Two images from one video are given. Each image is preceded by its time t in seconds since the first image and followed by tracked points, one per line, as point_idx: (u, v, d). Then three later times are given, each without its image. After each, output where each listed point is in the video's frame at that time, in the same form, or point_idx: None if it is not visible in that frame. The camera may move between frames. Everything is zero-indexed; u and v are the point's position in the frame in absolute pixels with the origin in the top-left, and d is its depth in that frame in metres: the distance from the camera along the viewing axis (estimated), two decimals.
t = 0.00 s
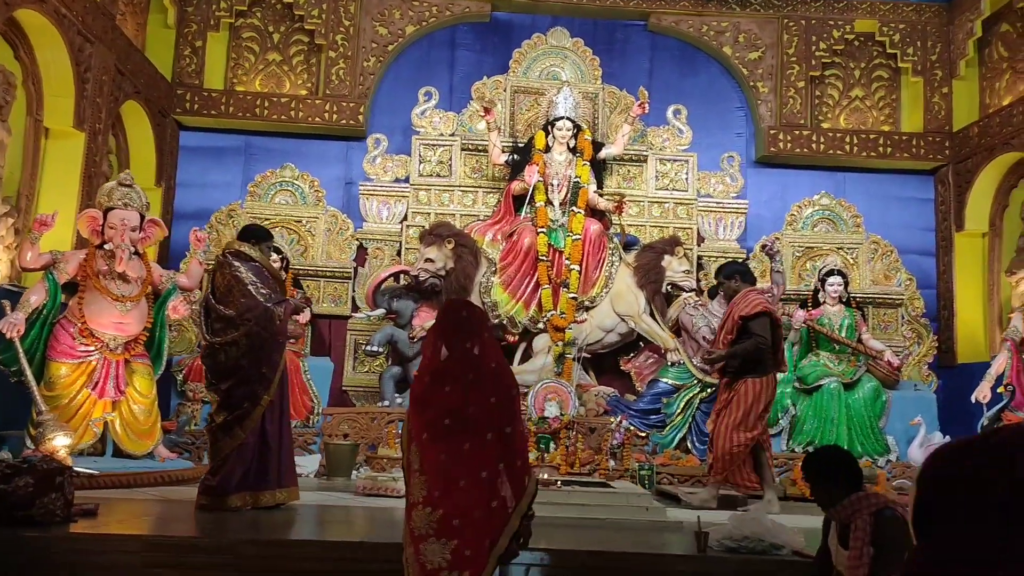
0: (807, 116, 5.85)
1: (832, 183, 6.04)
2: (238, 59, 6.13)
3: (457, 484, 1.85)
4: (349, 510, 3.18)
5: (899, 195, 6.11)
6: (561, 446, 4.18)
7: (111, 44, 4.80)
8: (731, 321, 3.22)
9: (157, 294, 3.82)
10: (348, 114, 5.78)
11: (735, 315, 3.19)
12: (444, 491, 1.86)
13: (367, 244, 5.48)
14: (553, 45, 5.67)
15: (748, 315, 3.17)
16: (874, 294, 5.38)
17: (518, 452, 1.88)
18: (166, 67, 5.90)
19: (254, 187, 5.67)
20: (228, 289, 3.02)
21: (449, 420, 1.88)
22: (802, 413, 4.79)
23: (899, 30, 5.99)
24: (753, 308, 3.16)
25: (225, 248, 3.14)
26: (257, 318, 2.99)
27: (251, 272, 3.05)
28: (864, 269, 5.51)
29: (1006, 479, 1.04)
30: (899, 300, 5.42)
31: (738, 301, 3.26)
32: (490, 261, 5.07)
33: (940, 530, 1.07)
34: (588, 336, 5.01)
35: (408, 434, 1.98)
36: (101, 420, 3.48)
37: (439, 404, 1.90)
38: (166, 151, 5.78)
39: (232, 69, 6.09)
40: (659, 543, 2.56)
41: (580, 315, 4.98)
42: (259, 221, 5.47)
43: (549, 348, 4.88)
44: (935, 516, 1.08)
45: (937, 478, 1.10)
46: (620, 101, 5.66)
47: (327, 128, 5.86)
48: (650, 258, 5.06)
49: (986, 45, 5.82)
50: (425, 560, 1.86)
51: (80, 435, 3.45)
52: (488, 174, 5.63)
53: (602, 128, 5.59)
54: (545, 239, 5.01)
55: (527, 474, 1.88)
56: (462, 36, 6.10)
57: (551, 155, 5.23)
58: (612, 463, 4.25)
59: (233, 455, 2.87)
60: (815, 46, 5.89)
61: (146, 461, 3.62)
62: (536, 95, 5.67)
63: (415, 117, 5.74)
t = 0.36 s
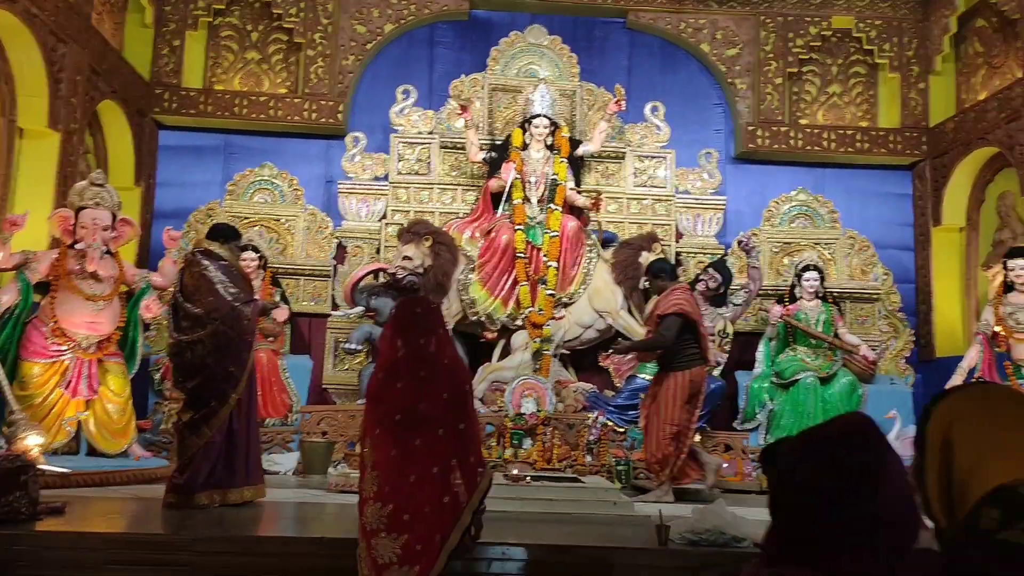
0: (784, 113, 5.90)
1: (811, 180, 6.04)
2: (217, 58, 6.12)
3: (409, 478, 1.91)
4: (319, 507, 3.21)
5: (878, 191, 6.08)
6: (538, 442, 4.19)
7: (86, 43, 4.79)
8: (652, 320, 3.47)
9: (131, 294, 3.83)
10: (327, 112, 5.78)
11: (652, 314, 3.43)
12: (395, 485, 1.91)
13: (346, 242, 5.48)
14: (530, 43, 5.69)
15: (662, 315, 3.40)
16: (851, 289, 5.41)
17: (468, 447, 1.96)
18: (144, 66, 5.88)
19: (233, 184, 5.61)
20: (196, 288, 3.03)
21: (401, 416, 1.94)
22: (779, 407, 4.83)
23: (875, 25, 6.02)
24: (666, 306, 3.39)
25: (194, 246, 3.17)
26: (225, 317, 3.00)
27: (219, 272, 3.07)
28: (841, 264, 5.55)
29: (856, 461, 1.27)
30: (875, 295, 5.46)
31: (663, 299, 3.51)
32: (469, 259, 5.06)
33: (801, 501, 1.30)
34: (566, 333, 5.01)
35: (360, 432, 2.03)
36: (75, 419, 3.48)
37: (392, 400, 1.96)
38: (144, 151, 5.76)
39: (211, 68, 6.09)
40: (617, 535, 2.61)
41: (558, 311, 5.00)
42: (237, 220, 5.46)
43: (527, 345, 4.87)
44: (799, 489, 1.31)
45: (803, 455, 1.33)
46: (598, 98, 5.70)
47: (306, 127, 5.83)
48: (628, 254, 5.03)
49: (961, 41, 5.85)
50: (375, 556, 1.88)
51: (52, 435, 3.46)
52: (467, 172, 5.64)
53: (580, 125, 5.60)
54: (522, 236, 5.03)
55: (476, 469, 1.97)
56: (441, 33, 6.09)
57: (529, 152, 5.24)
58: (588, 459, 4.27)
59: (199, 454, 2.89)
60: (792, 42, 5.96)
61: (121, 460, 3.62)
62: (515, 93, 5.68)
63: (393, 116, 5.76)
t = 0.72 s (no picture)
0: (751, 114, 5.81)
1: (780, 182, 5.97)
2: (181, 64, 6.06)
3: (342, 482, 1.86)
4: (274, 514, 3.15)
5: (845, 191, 6.03)
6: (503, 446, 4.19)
7: (44, 49, 4.74)
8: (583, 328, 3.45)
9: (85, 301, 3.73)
10: (293, 118, 5.67)
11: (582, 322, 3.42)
12: (328, 490, 1.86)
13: (312, 248, 5.44)
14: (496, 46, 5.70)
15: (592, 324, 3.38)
16: (817, 289, 5.43)
17: (406, 450, 1.92)
18: (107, 73, 5.80)
19: (196, 193, 5.60)
20: (145, 295, 2.99)
21: (336, 419, 1.89)
22: (746, 409, 4.84)
23: (839, 27, 5.94)
24: (594, 315, 3.38)
25: (145, 253, 3.13)
26: (175, 322, 2.97)
27: (169, 278, 3.03)
28: (806, 264, 5.59)
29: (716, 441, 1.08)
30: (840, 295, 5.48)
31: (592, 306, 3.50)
32: (435, 263, 5.06)
33: (652, 491, 1.09)
34: (533, 337, 5.01)
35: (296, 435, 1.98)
36: (27, 430, 3.42)
37: (328, 402, 1.91)
38: (108, 158, 5.68)
39: (174, 74, 6.02)
40: (572, 537, 2.58)
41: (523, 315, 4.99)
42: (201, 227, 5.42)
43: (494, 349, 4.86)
44: (650, 478, 1.10)
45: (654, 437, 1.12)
46: (565, 101, 5.69)
47: (272, 133, 5.75)
48: (594, 256, 5.08)
49: (926, 42, 5.78)
50: (309, 562, 1.84)
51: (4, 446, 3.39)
52: (433, 177, 5.62)
53: (547, 129, 5.60)
54: (488, 240, 5.01)
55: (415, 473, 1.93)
56: (409, 37, 5.96)
57: (495, 155, 5.24)
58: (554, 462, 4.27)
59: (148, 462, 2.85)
60: (758, 45, 5.88)
61: (76, 470, 3.56)
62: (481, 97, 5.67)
63: (359, 120, 5.73)
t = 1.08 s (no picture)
0: (690, 133, 5.79)
1: (718, 203, 5.94)
2: (112, 71, 5.89)
3: (225, 503, 1.81)
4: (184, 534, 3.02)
5: (779, 211, 6.03)
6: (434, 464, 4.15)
7: None
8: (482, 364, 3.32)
9: None
10: (226, 127, 5.53)
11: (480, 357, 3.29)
12: (210, 510, 1.81)
13: (244, 261, 5.29)
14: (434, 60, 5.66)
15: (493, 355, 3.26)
16: (750, 305, 5.46)
17: (295, 471, 1.87)
18: (33, 79, 5.58)
19: (121, 203, 5.40)
20: (47, 306, 2.86)
21: (220, 437, 1.81)
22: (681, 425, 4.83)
23: (775, 48, 5.94)
24: (489, 346, 3.27)
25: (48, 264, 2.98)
26: (77, 335, 2.84)
27: (72, 289, 2.91)
28: (742, 281, 5.64)
29: (506, 444, 1.15)
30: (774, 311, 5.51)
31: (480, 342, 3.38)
32: (368, 276, 4.99)
33: (440, 497, 1.13)
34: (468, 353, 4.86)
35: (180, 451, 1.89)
36: None
37: (213, 420, 1.82)
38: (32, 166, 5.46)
39: (104, 81, 5.85)
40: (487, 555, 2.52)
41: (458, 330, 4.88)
42: (127, 237, 5.26)
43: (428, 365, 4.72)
44: (446, 483, 1.13)
45: (452, 454, 1.15)
46: (504, 116, 5.65)
47: (206, 143, 5.59)
48: (530, 271, 5.06)
49: (858, 64, 5.80)
50: None
51: None
52: (371, 190, 5.56)
53: (485, 143, 5.56)
54: (423, 254, 4.96)
55: (303, 493, 1.89)
56: (348, 49, 5.83)
57: (432, 168, 5.19)
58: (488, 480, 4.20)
59: (46, 481, 2.71)
60: (697, 64, 5.85)
61: None
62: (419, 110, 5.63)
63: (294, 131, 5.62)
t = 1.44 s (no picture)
0: (565, 165, 5.94)
1: (592, 237, 5.94)
2: None
3: None
4: None
5: (652, 247, 6.07)
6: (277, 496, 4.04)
7: None
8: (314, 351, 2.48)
9: None
10: (81, 122, 5.17)
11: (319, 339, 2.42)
12: None
13: (89, 266, 4.96)
14: (310, 72, 5.51)
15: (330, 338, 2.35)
16: (613, 338, 5.63)
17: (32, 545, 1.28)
18: None
19: None
20: None
21: None
22: (538, 455, 4.88)
23: (651, 91, 6.14)
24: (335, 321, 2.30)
25: None
26: None
27: None
28: (608, 313, 5.72)
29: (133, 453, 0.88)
30: (636, 345, 5.69)
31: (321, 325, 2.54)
32: (223, 288, 4.82)
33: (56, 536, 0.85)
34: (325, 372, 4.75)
35: None
36: None
37: None
38: None
39: None
40: None
41: (316, 349, 4.85)
42: None
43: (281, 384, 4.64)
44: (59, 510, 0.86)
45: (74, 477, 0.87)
46: (381, 134, 5.54)
47: (56, 137, 5.13)
48: (395, 293, 4.94)
49: (726, 113, 6.02)
50: None
51: None
52: (235, 201, 5.31)
53: (358, 159, 5.45)
54: (283, 269, 4.87)
55: None
56: (221, 53, 5.54)
57: (299, 182, 5.04)
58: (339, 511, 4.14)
59: None
60: (576, 99, 5.99)
61: None
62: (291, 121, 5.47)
63: (155, 132, 5.29)
